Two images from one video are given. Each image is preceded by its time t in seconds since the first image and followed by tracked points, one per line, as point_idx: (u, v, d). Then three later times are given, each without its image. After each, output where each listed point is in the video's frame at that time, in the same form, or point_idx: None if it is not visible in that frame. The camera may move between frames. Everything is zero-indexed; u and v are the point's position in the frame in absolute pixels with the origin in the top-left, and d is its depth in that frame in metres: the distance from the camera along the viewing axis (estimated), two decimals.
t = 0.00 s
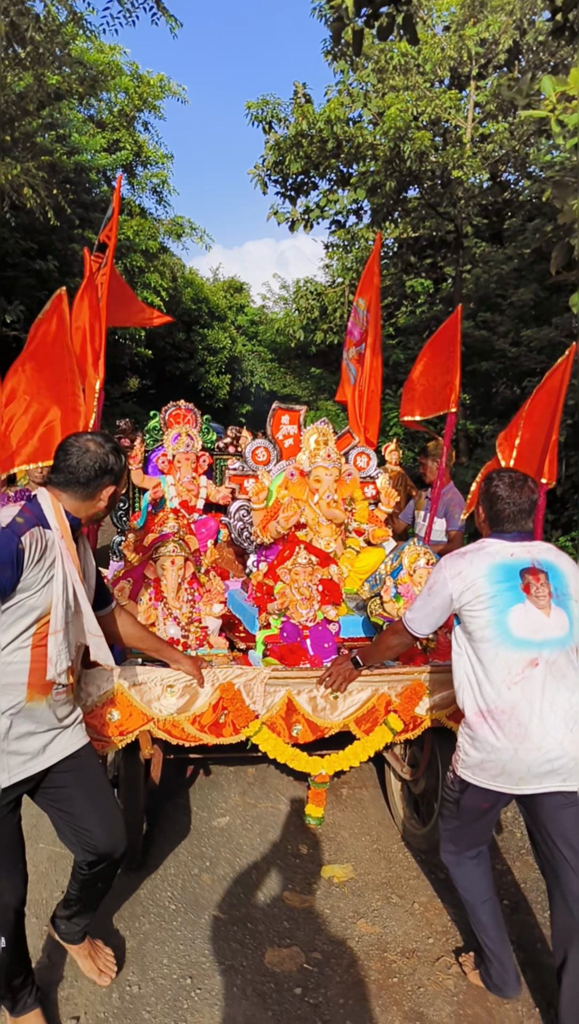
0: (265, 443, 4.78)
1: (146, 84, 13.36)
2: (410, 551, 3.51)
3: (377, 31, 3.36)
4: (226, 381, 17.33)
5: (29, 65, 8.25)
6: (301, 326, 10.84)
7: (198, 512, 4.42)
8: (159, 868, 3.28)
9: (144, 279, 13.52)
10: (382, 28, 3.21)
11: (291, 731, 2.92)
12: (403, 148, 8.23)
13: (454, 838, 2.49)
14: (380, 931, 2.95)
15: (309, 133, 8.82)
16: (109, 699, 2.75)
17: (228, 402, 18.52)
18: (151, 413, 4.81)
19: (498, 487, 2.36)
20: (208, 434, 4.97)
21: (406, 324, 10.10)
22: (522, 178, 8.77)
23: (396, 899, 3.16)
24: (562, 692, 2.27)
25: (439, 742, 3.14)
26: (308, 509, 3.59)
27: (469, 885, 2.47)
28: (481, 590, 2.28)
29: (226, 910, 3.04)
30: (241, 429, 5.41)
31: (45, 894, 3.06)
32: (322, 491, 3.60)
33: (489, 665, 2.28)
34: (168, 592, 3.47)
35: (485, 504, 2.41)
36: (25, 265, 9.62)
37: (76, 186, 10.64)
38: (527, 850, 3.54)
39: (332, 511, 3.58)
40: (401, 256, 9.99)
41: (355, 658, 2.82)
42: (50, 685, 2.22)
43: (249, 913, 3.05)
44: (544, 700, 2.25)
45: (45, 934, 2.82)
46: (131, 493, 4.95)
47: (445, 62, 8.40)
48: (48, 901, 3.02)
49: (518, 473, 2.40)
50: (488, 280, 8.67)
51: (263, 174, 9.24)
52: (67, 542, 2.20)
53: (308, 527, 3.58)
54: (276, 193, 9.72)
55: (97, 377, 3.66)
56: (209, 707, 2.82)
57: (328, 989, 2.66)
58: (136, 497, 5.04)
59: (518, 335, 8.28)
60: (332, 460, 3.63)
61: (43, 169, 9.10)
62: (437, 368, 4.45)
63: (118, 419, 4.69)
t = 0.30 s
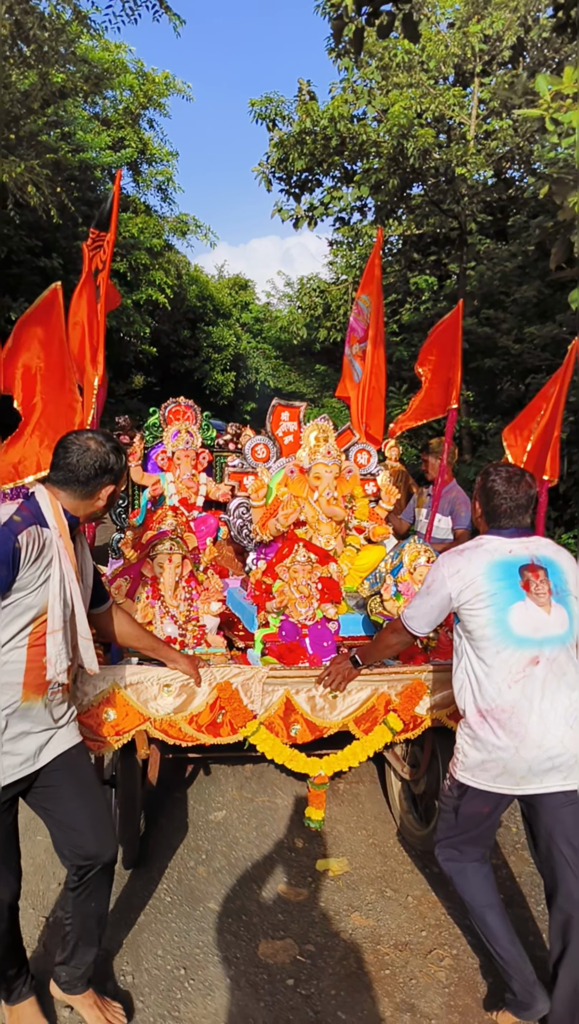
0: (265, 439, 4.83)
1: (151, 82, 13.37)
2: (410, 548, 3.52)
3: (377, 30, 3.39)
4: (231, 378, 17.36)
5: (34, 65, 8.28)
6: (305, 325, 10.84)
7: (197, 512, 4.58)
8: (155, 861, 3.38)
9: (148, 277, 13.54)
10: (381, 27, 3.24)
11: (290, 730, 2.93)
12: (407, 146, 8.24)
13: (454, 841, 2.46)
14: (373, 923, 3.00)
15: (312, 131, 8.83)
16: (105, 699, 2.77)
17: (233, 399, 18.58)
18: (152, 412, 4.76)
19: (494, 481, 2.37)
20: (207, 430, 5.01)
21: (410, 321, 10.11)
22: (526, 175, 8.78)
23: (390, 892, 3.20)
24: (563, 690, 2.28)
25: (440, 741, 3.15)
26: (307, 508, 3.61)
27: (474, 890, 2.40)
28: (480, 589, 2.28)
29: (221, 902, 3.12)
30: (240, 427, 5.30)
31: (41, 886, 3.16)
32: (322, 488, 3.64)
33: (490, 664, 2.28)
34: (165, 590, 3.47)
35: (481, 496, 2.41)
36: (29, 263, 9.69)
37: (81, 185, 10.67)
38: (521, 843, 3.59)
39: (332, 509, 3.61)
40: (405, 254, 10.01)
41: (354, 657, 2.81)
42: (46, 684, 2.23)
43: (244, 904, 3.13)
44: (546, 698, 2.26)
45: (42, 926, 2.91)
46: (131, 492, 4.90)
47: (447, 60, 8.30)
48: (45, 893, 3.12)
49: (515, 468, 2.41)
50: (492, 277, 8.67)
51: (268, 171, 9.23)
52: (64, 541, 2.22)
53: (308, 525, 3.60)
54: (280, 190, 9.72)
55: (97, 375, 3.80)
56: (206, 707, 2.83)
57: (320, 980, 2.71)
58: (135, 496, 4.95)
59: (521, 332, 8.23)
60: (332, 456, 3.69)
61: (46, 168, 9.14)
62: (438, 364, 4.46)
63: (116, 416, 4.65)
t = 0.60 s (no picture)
0: (266, 439, 4.88)
1: (157, 83, 13.41)
2: (412, 548, 3.53)
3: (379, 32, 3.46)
4: (236, 378, 17.37)
5: (39, 66, 8.33)
6: (309, 325, 10.86)
7: (198, 511, 4.70)
8: (153, 856, 3.45)
9: (154, 277, 13.57)
10: (384, 29, 3.32)
11: (289, 732, 2.94)
12: (410, 146, 8.26)
13: (470, 865, 2.34)
14: (368, 918, 3.03)
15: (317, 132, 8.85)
16: (103, 699, 2.76)
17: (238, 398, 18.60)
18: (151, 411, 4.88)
19: (492, 478, 2.38)
20: (208, 431, 5.10)
21: (415, 321, 10.13)
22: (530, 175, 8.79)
23: (385, 888, 3.24)
24: (563, 691, 2.29)
25: (442, 746, 3.17)
26: (308, 508, 3.63)
27: (494, 917, 2.29)
28: (479, 589, 2.28)
29: (218, 895, 3.16)
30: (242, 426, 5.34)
31: (39, 880, 3.19)
32: (323, 488, 3.67)
33: (489, 664, 2.28)
34: (164, 591, 3.47)
35: (480, 495, 2.42)
36: (34, 263, 9.75)
37: (86, 185, 10.71)
38: (517, 839, 3.61)
39: (334, 509, 3.65)
40: (410, 254, 10.02)
41: (354, 659, 2.82)
42: (47, 685, 2.22)
43: (241, 897, 3.16)
44: (547, 699, 2.27)
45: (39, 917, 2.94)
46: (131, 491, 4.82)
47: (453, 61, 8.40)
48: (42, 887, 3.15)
49: (513, 465, 2.41)
50: (496, 277, 8.67)
51: (273, 172, 9.25)
52: (62, 541, 2.21)
53: (308, 524, 3.62)
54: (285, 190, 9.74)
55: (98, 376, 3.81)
56: (205, 708, 2.84)
57: (314, 974, 2.73)
58: (135, 496, 4.90)
59: (525, 331, 8.21)
60: (333, 456, 3.73)
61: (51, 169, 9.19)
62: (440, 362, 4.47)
63: (116, 415, 4.67)
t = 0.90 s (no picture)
0: (267, 438, 4.74)
1: (159, 83, 13.45)
2: (416, 548, 3.52)
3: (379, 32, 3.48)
4: (239, 378, 17.35)
5: (40, 66, 8.33)
6: (311, 325, 10.87)
7: (199, 511, 4.71)
8: (154, 852, 3.51)
9: (157, 277, 13.58)
10: (383, 29, 3.34)
11: (291, 735, 2.94)
12: (412, 145, 8.25)
13: (493, 883, 2.30)
14: (366, 911, 3.07)
15: (318, 131, 8.87)
16: (102, 703, 2.75)
17: (241, 398, 18.64)
18: (152, 412, 4.91)
19: (492, 475, 2.37)
20: (209, 429, 5.11)
21: (417, 320, 10.13)
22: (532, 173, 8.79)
23: (384, 882, 3.28)
24: (567, 691, 2.28)
25: (446, 749, 3.20)
26: (311, 508, 3.67)
27: (525, 949, 2.23)
28: (481, 589, 2.28)
29: (217, 890, 3.22)
30: (243, 426, 5.32)
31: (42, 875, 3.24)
32: (325, 486, 3.70)
33: (491, 664, 2.28)
34: (165, 593, 3.48)
35: (480, 493, 2.42)
36: (37, 264, 9.78)
37: (89, 185, 10.73)
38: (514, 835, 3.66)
39: (336, 509, 3.68)
40: (412, 253, 10.04)
41: (357, 660, 2.81)
42: (49, 690, 2.21)
43: (240, 891, 3.22)
44: (550, 699, 2.26)
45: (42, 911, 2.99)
46: (131, 490, 4.77)
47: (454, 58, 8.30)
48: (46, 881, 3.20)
49: (514, 462, 2.40)
50: (498, 276, 8.68)
51: (275, 171, 9.25)
52: (57, 541, 2.19)
53: (311, 526, 3.66)
54: (287, 189, 9.73)
55: (99, 374, 3.82)
56: (206, 711, 2.84)
57: (312, 966, 2.76)
58: (135, 496, 4.84)
59: (527, 329, 8.20)
60: (334, 455, 3.77)
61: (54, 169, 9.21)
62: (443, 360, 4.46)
63: (117, 415, 4.74)
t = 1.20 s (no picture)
0: (267, 437, 4.81)
1: (161, 81, 13.45)
2: (419, 546, 3.52)
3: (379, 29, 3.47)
4: (243, 376, 17.35)
5: (42, 64, 8.32)
6: (313, 323, 10.88)
7: (201, 509, 4.79)
8: (157, 845, 3.58)
9: (160, 276, 13.59)
10: (384, 28, 3.34)
11: (294, 735, 2.94)
12: (413, 142, 8.23)
13: (528, 895, 2.23)
14: (365, 903, 3.14)
15: (320, 130, 8.88)
16: (103, 705, 2.76)
17: (245, 396, 18.65)
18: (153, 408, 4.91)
19: (493, 473, 2.36)
20: (210, 428, 5.19)
21: (420, 318, 10.13)
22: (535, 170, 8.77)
23: (382, 874, 3.34)
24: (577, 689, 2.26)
25: (451, 749, 3.21)
26: (313, 505, 3.71)
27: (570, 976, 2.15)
28: (483, 589, 2.26)
29: (218, 882, 3.29)
30: (244, 424, 5.31)
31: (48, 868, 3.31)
32: (328, 486, 3.72)
33: (496, 664, 2.27)
34: (166, 593, 3.48)
35: (481, 490, 2.40)
36: (40, 263, 9.81)
37: (92, 184, 10.74)
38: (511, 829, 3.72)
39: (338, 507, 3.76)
40: (414, 251, 10.03)
41: (359, 660, 2.81)
42: (54, 691, 2.22)
43: (240, 884, 3.28)
44: (560, 697, 2.25)
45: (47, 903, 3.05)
46: (132, 489, 4.76)
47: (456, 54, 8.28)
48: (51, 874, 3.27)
49: (515, 459, 2.39)
50: (500, 274, 8.67)
51: (277, 169, 9.24)
52: (52, 536, 2.18)
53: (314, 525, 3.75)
54: (289, 187, 9.73)
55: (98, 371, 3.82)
56: (208, 712, 2.84)
57: (310, 957, 2.83)
58: (136, 496, 4.81)
59: (530, 327, 8.16)
60: (336, 453, 3.83)
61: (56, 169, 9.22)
62: (445, 356, 4.44)
63: (118, 415, 4.78)
